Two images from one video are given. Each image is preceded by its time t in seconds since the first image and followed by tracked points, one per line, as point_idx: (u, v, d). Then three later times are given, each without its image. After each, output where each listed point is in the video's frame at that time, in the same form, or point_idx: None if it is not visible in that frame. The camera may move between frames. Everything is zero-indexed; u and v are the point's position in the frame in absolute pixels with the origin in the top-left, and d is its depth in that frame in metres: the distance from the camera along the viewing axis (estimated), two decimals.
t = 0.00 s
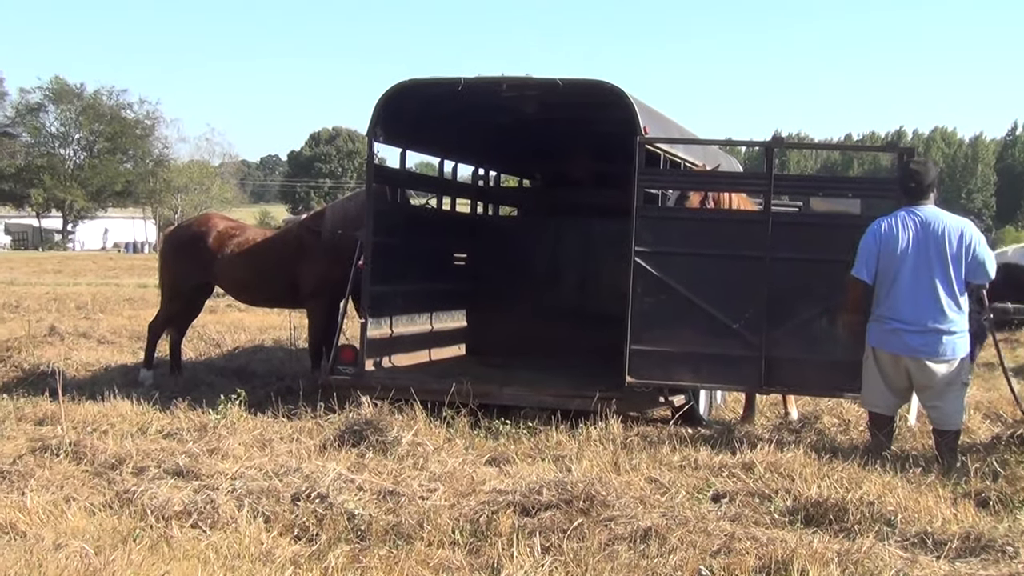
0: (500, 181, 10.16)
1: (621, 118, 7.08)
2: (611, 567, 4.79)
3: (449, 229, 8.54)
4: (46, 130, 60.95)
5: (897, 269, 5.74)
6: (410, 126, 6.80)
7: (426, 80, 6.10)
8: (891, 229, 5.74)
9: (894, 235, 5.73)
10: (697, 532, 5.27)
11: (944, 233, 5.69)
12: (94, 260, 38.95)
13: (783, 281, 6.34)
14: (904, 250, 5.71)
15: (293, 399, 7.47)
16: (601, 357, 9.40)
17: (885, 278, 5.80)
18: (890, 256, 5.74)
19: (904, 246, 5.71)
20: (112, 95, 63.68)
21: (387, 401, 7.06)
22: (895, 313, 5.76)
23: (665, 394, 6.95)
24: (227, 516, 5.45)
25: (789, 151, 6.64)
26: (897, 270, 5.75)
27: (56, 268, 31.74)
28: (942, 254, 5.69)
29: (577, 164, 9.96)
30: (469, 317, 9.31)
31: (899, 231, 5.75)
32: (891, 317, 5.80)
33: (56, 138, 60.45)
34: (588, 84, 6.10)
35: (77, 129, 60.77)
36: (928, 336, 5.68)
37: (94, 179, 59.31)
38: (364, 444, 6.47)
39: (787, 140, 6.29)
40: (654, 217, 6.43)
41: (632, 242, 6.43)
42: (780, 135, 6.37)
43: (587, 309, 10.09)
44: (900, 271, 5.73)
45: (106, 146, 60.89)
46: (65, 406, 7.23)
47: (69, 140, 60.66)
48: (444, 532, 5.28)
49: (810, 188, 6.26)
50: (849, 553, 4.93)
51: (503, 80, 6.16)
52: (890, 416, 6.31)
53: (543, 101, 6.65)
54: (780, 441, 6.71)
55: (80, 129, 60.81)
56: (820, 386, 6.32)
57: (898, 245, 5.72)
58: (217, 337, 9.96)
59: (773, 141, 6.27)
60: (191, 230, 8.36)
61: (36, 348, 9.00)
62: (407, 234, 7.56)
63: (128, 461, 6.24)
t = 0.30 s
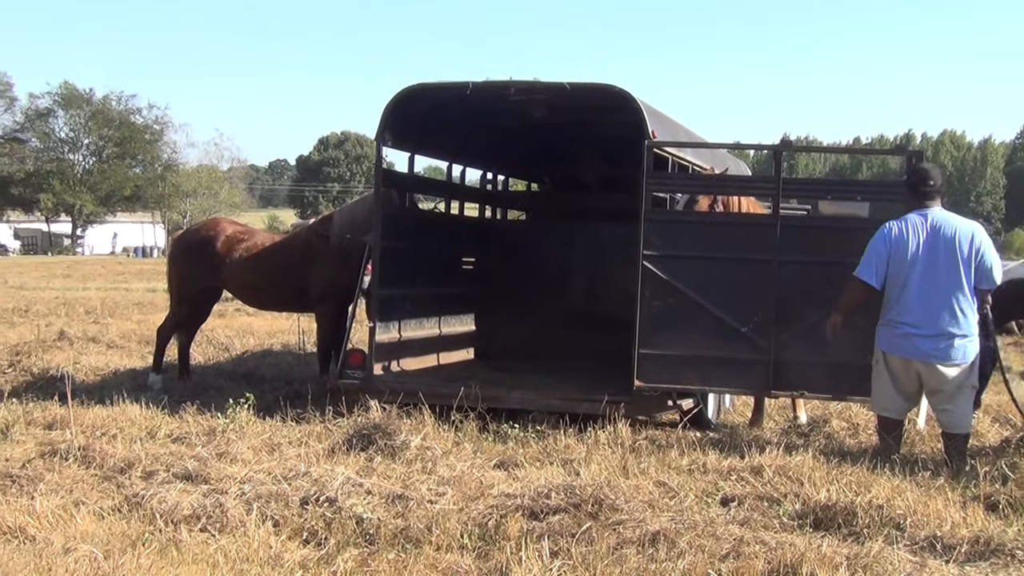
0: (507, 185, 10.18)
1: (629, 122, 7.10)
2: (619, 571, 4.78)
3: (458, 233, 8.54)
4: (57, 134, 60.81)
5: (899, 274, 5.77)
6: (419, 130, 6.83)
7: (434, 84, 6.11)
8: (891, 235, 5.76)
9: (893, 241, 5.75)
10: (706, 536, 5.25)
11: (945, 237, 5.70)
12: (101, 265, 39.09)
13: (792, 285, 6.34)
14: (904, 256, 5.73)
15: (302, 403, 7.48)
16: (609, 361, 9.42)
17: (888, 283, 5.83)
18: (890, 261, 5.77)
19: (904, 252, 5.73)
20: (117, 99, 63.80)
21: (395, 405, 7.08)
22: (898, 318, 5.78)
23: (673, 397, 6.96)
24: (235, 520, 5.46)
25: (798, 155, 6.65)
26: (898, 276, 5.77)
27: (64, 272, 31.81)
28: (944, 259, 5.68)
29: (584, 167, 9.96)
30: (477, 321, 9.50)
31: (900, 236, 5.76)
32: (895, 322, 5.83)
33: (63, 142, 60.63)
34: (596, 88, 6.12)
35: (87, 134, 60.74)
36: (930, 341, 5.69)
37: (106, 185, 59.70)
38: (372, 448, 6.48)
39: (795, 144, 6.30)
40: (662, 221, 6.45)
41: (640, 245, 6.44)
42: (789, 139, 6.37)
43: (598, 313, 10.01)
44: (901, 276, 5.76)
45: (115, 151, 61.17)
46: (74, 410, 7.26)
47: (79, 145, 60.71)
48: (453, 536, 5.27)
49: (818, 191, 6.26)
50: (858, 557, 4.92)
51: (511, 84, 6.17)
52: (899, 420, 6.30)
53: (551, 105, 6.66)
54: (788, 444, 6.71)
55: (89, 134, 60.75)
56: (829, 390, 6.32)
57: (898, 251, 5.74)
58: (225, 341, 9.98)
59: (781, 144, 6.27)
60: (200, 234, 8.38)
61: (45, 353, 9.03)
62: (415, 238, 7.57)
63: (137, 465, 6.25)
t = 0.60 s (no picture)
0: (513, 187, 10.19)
1: (636, 124, 7.10)
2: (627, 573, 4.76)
3: (464, 236, 8.55)
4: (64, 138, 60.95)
5: (899, 277, 5.78)
6: (425, 133, 6.83)
7: (441, 87, 6.12)
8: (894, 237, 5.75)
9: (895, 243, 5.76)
10: (714, 538, 5.23)
11: (946, 238, 5.69)
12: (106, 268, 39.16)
13: (799, 287, 6.34)
14: (905, 258, 5.74)
15: (309, 406, 7.48)
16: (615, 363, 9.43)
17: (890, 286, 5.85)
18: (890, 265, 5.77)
19: (905, 255, 5.73)
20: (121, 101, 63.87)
21: (403, 408, 7.08)
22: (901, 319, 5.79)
23: (681, 400, 6.97)
24: (243, 523, 5.45)
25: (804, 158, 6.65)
26: (899, 278, 5.78)
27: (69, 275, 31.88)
28: (945, 260, 5.68)
29: (590, 169, 9.96)
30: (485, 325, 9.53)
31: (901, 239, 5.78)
32: (897, 323, 5.86)
33: (68, 145, 60.70)
34: (603, 90, 6.12)
35: (94, 138, 60.95)
36: (931, 342, 5.69)
37: (110, 187, 59.83)
38: (380, 451, 6.48)
39: (802, 146, 6.30)
40: (669, 224, 6.45)
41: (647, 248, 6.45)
42: (795, 141, 6.37)
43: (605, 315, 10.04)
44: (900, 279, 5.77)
45: (122, 155, 61.24)
46: (81, 413, 7.27)
47: (86, 149, 60.93)
48: (460, 539, 5.26)
49: (825, 193, 6.26)
50: (866, 560, 4.90)
51: (518, 86, 6.17)
52: (906, 423, 6.30)
53: (558, 107, 6.66)
54: (796, 447, 6.71)
55: (93, 137, 60.92)
56: (837, 393, 6.31)
57: (900, 253, 5.74)
58: (232, 344, 9.99)
59: (788, 146, 6.27)
60: (206, 237, 8.40)
61: (53, 356, 9.04)
62: (422, 240, 7.58)
63: (145, 468, 6.25)
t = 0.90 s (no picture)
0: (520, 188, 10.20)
1: (643, 126, 7.10)
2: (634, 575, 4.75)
3: (472, 237, 8.56)
4: (71, 138, 60.99)
5: (893, 279, 5.82)
6: (433, 134, 6.85)
7: (448, 88, 6.12)
8: (888, 240, 5.79)
9: (887, 246, 5.81)
10: (721, 540, 5.23)
11: (945, 239, 5.70)
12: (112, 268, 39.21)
13: (806, 289, 6.34)
14: (896, 261, 5.77)
15: (316, 407, 7.49)
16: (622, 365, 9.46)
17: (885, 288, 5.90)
18: (882, 268, 5.82)
19: (896, 258, 5.77)
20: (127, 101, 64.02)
21: (410, 409, 7.09)
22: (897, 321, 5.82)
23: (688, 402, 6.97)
24: (250, 524, 5.45)
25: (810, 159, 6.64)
26: (892, 281, 5.82)
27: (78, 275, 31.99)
28: (937, 262, 5.68)
29: (598, 171, 9.98)
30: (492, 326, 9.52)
31: (894, 242, 5.82)
32: (894, 325, 5.90)
33: (75, 145, 60.84)
34: (610, 92, 6.12)
35: (101, 138, 60.90)
36: (924, 345, 5.71)
37: (115, 187, 59.91)
38: (387, 452, 6.48)
39: (809, 147, 6.30)
40: (677, 225, 6.45)
41: (655, 250, 6.45)
42: (802, 143, 6.37)
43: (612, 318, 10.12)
44: (893, 282, 5.80)
45: (129, 155, 61.22)
46: (89, 414, 7.29)
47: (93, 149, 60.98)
48: (467, 540, 5.26)
49: (833, 195, 6.26)
50: (873, 562, 4.89)
51: (526, 88, 6.18)
52: (912, 424, 6.30)
53: (565, 109, 6.67)
54: (803, 449, 6.71)
55: (104, 138, 60.80)
56: (845, 394, 6.31)
57: (893, 256, 5.77)
58: (239, 344, 10.01)
59: (795, 148, 6.27)
60: (213, 238, 8.42)
61: (61, 356, 9.06)
62: (429, 241, 7.58)
63: (152, 468, 6.25)
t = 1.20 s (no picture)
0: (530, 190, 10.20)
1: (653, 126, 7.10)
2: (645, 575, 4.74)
3: (483, 237, 8.57)
4: (81, 139, 61.00)
5: (891, 279, 5.85)
6: (443, 135, 6.85)
7: (458, 88, 6.13)
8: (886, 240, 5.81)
9: (885, 246, 5.83)
10: (731, 540, 5.22)
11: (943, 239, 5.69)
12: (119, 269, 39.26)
13: (816, 289, 6.34)
14: (894, 261, 5.80)
15: (326, 408, 7.49)
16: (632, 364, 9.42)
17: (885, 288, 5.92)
18: (881, 268, 5.84)
19: (894, 258, 5.79)
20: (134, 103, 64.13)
21: (420, 409, 7.10)
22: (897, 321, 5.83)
23: (699, 402, 6.97)
24: (261, 525, 5.45)
25: (820, 159, 6.63)
26: (890, 280, 5.86)
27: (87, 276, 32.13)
28: (934, 262, 5.68)
29: (608, 171, 10.01)
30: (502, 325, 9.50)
31: (893, 241, 5.84)
32: (893, 325, 5.92)
33: (83, 146, 60.91)
34: (621, 92, 6.12)
35: (112, 139, 60.83)
36: (921, 344, 5.72)
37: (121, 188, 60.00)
38: (397, 452, 6.49)
39: (820, 147, 6.30)
40: (687, 225, 6.45)
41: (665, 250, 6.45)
42: (813, 143, 6.37)
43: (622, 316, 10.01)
44: (890, 281, 5.84)
45: (140, 156, 61.12)
46: (100, 414, 7.30)
47: (104, 149, 60.97)
48: (478, 540, 5.26)
49: (843, 195, 6.26)
50: (884, 562, 4.88)
51: (536, 88, 6.18)
52: (922, 424, 6.28)
53: (575, 109, 6.67)
54: (814, 449, 6.71)
55: (114, 139, 60.76)
56: (856, 394, 6.30)
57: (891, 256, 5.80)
58: (249, 345, 10.03)
59: (806, 148, 6.27)
60: (221, 238, 8.42)
61: (71, 356, 9.08)
62: (439, 242, 7.59)
63: (162, 469, 6.26)
